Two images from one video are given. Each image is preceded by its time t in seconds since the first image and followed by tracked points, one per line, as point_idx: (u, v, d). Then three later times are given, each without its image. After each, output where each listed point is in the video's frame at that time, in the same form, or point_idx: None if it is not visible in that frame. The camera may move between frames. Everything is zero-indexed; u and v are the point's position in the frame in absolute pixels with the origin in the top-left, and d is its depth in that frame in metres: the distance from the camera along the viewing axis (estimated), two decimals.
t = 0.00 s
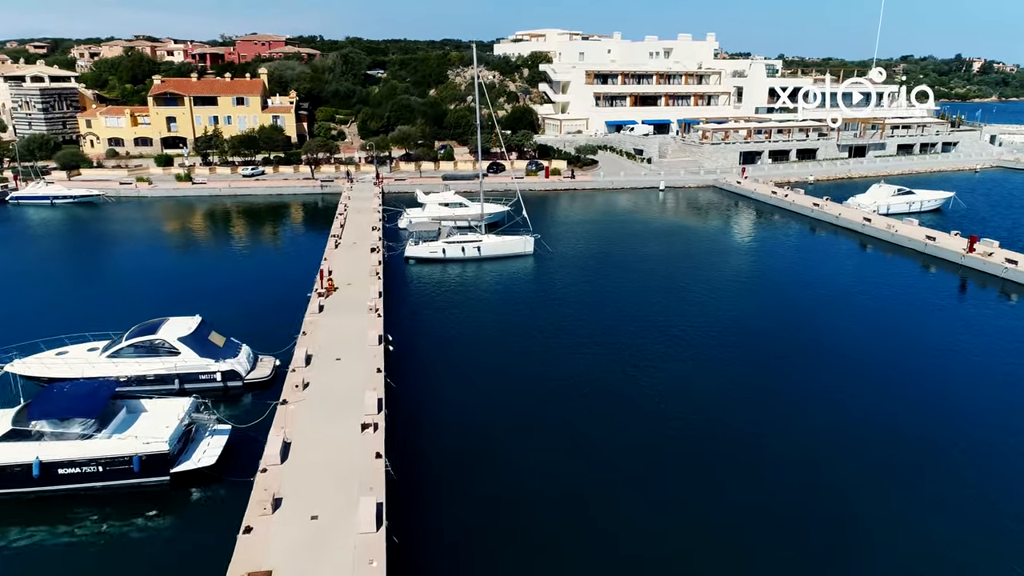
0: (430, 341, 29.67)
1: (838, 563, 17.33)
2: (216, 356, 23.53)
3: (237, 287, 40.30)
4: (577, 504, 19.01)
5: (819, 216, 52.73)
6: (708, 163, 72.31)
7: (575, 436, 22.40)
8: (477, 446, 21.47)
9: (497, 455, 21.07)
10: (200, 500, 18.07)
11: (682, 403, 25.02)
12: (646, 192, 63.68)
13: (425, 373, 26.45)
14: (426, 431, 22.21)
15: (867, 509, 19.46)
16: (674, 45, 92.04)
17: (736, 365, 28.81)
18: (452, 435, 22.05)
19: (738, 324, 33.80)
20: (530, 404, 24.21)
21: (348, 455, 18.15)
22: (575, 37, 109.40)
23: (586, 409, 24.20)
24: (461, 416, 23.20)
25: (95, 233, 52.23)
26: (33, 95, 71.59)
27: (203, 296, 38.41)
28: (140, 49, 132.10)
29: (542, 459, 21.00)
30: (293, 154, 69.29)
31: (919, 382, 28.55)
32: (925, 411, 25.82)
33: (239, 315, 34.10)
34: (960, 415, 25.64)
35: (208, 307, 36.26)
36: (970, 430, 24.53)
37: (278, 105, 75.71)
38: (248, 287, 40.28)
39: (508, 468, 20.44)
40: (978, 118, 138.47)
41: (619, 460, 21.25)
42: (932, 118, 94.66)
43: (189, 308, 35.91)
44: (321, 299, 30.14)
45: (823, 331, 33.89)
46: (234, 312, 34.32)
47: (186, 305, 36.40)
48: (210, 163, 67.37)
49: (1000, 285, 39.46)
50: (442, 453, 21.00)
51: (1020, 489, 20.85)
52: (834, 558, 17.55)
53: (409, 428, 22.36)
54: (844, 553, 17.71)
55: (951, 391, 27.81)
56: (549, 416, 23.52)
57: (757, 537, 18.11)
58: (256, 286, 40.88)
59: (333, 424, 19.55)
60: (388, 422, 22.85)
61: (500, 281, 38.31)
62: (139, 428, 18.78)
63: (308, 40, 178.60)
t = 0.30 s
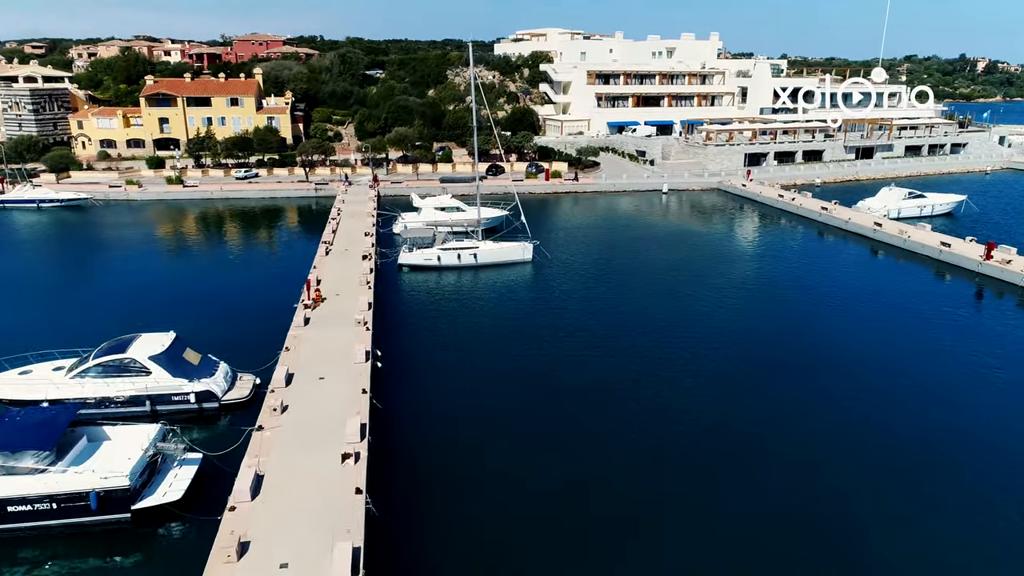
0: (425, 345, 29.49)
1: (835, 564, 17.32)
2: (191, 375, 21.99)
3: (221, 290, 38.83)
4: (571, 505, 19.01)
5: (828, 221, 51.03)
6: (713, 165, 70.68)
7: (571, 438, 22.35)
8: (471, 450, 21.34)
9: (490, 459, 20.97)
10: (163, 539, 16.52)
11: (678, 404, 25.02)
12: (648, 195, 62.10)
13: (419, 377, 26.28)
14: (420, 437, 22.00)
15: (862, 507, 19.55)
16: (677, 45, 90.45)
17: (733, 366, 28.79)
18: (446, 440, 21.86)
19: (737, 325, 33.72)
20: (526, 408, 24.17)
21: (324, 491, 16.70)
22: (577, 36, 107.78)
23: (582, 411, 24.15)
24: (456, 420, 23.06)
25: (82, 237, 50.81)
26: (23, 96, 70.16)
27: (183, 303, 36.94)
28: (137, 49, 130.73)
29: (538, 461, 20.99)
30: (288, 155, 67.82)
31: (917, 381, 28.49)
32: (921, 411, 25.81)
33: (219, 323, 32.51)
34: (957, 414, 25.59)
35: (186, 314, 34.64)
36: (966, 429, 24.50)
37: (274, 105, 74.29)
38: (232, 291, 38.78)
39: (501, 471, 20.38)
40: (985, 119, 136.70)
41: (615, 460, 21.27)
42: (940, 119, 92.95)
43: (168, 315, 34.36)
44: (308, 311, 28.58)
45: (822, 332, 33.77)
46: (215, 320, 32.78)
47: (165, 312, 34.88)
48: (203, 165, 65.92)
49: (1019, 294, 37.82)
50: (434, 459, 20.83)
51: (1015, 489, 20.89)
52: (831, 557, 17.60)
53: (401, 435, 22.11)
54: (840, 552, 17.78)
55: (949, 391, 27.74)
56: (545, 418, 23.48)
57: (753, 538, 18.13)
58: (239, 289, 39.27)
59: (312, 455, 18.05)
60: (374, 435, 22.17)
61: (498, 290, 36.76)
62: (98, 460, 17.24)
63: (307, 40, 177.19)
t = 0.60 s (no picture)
0: (421, 349, 29.31)
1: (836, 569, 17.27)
2: (162, 398, 20.47)
3: (201, 292, 37.03)
4: (571, 510, 18.90)
5: (836, 225, 49.52)
6: (717, 167, 69.08)
7: (569, 442, 22.22)
8: (466, 455, 21.17)
9: (487, 463, 20.83)
10: None
11: (679, 407, 24.89)
12: (651, 198, 60.56)
13: (413, 382, 26.07)
14: (413, 443, 21.75)
15: (863, 512, 19.56)
16: (680, 45, 88.88)
17: (734, 366, 28.70)
18: (442, 444, 21.69)
19: (739, 326, 33.59)
20: (523, 411, 24.03)
21: (298, 533, 15.25)
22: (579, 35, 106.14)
23: (581, 416, 23.94)
24: (452, 425, 22.88)
25: (67, 242, 49.37)
26: (12, 97, 68.64)
27: (161, 302, 35.15)
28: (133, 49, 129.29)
29: (536, 465, 20.90)
30: (282, 158, 66.30)
31: (918, 381, 28.40)
32: (922, 412, 25.77)
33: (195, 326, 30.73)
34: (957, 416, 25.58)
35: (162, 312, 32.85)
36: (966, 431, 24.47)
37: (269, 106, 72.82)
38: (213, 292, 37.02)
39: (498, 476, 20.25)
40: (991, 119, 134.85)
41: (614, 464, 21.17)
42: (948, 119, 91.17)
43: (143, 314, 32.60)
44: (292, 325, 27.01)
45: (823, 331, 33.64)
46: (191, 324, 30.97)
47: (140, 312, 33.14)
48: (195, 168, 64.40)
49: None
50: (428, 464, 20.64)
51: (1014, 493, 20.92)
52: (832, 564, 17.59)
53: (393, 441, 21.80)
54: (841, 558, 17.76)
55: (949, 391, 27.66)
56: (542, 422, 23.35)
57: (754, 544, 18.06)
58: (220, 290, 37.46)
59: (287, 491, 16.54)
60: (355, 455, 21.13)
61: (495, 300, 35.23)
62: (53, 498, 15.69)
63: (308, 40, 175.65)
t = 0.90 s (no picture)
0: (417, 351, 29.03)
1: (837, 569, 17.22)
2: (129, 422, 18.93)
3: (182, 298, 35.50)
4: (572, 515, 18.71)
5: (846, 230, 47.96)
6: (721, 169, 67.43)
7: (568, 446, 21.97)
8: (462, 460, 20.96)
9: (483, 468, 20.65)
10: None
11: (679, 410, 24.68)
12: (654, 201, 58.99)
13: (405, 392, 25.20)
14: (407, 451, 21.32)
15: (868, 513, 19.39)
16: (684, 44, 87.31)
17: (733, 368, 28.57)
18: (438, 449, 21.47)
19: (741, 327, 33.35)
20: (520, 414, 23.80)
21: None
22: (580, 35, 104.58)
23: (580, 421, 23.59)
24: (448, 429, 22.64)
25: (52, 246, 47.88)
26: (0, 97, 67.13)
27: (141, 309, 33.69)
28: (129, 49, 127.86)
29: (535, 469, 20.71)
30: (276, 160, 64.78)
31: (918, 381, 28.35)
32: (925, 413, 25.61)
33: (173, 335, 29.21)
34: (959, 417, 25.45)
35: (139, 320, 31.37)
36: (969, 432, 24.32)
37: (264, 107, 71.36)
38: (196, 298, 35.49)
39: (496, 480, 20.06)
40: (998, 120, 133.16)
41: (613, 467, 20.98)
42: (956, 120, 89.56)
43: (119, 323, 31.10)
44: (275, 340, 25.40)
45: (825, 332, 33.46)
46: (168, 331, 29.43)
47: (117, 320, 31.67)
48: (187, 170, 62.91)
49: None
50: (421, 469, 20.41)
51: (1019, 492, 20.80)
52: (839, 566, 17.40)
53: (385, 447, 21.47)
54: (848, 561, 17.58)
55: (951, 392, 27.49)
56: (539, 425, 23.15)
57: (757, 546, 17.92)
58: (204, 296, 35.96)
59: (256, 536, 14.99)
60: (338, 470, 20.30)
61: (492, 310, 33.72)
62: None
63: (307, 40, 174.25)
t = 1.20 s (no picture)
0: (409, 360, 28.27)
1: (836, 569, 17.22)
2: (89, 453, 17.42)
3: (164, 307, 33.98)
4: (570, 516, 18.64)
5: (856, 235, 46.36)
6: (726, 171, 65.90)
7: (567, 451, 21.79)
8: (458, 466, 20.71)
9: (478, 471, 20.53)
10: None
11: (679, 411, 24.69)
12: (656, 204, 57.46)
13: (396, 408, 24.08)
14: (402, 463, 20.82)
15: (870, 512, 19.40)
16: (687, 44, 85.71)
17: (732, 369, 28.53)
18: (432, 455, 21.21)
19: (742, 327, 33.25)
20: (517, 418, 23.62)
21: None
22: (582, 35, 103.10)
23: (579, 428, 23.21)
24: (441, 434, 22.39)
25: (36, 251, 46.49)
26: None
27: (118, 319, 32.17)
28: (126, 49, 126.43)
29: (533, 471, 20.65)
30: (270, 162, 63.27)
31: (917, 381, 28.32)
32: (925, 412, 25.63)
33: (149, 348, 27.67)
34: (958, 415, 25.50)
35: (116, 333, 29.86)
36: (968, 432, 24.38)
37: (258, 108, 69.94)
38: (177, 307, 33.97)
39: (492, 484, 19.96)
40: (1005, 121, 131.25)
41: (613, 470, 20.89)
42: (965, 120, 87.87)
43: (95, 335, 29.61)
44: (255, 357, 23.90)
45: (827, 333, 33.21)
46: (144, 345, 27.91)
47: (93, 331, 30.15)
48: (179, 172, 61.47)
49: None
50: (413, 475, 20.16)
51: (1018, 491, 20.88)
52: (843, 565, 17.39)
53: (373, 454, 21.15)
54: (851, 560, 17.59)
55: (950, 392, 27.47)
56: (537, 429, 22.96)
57: (757, 546, 17.86)
58: (187, 304, 34.44)
59: None
60: (318, 500, 18.97)
61: (488, 321, 32.24)
62: None
63: (307, 40, 172.84)
